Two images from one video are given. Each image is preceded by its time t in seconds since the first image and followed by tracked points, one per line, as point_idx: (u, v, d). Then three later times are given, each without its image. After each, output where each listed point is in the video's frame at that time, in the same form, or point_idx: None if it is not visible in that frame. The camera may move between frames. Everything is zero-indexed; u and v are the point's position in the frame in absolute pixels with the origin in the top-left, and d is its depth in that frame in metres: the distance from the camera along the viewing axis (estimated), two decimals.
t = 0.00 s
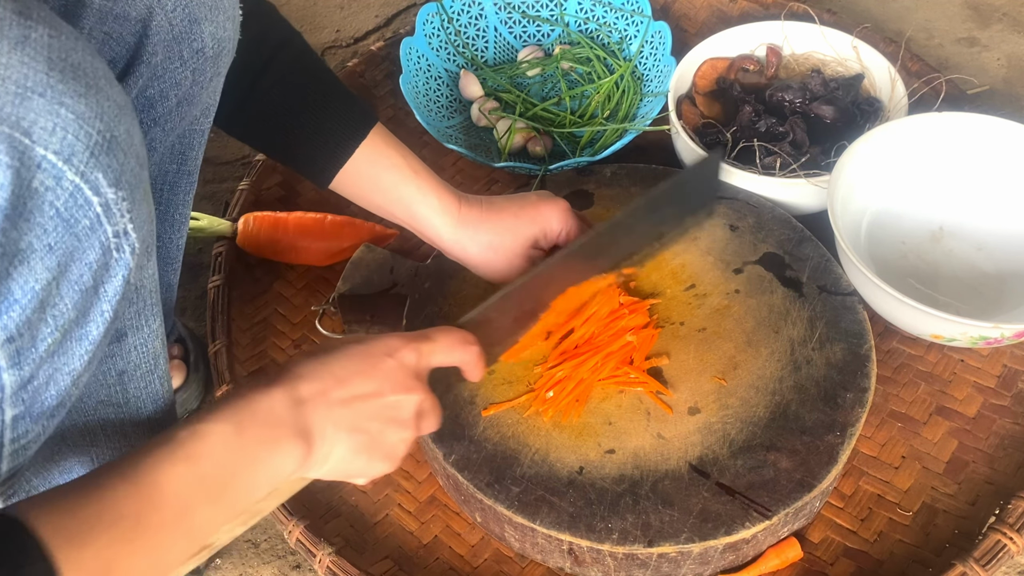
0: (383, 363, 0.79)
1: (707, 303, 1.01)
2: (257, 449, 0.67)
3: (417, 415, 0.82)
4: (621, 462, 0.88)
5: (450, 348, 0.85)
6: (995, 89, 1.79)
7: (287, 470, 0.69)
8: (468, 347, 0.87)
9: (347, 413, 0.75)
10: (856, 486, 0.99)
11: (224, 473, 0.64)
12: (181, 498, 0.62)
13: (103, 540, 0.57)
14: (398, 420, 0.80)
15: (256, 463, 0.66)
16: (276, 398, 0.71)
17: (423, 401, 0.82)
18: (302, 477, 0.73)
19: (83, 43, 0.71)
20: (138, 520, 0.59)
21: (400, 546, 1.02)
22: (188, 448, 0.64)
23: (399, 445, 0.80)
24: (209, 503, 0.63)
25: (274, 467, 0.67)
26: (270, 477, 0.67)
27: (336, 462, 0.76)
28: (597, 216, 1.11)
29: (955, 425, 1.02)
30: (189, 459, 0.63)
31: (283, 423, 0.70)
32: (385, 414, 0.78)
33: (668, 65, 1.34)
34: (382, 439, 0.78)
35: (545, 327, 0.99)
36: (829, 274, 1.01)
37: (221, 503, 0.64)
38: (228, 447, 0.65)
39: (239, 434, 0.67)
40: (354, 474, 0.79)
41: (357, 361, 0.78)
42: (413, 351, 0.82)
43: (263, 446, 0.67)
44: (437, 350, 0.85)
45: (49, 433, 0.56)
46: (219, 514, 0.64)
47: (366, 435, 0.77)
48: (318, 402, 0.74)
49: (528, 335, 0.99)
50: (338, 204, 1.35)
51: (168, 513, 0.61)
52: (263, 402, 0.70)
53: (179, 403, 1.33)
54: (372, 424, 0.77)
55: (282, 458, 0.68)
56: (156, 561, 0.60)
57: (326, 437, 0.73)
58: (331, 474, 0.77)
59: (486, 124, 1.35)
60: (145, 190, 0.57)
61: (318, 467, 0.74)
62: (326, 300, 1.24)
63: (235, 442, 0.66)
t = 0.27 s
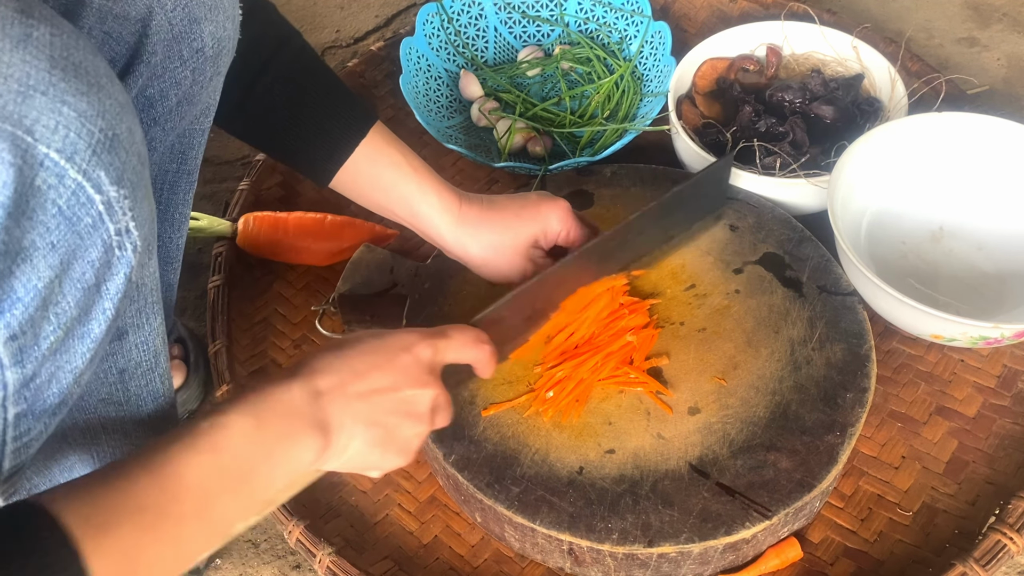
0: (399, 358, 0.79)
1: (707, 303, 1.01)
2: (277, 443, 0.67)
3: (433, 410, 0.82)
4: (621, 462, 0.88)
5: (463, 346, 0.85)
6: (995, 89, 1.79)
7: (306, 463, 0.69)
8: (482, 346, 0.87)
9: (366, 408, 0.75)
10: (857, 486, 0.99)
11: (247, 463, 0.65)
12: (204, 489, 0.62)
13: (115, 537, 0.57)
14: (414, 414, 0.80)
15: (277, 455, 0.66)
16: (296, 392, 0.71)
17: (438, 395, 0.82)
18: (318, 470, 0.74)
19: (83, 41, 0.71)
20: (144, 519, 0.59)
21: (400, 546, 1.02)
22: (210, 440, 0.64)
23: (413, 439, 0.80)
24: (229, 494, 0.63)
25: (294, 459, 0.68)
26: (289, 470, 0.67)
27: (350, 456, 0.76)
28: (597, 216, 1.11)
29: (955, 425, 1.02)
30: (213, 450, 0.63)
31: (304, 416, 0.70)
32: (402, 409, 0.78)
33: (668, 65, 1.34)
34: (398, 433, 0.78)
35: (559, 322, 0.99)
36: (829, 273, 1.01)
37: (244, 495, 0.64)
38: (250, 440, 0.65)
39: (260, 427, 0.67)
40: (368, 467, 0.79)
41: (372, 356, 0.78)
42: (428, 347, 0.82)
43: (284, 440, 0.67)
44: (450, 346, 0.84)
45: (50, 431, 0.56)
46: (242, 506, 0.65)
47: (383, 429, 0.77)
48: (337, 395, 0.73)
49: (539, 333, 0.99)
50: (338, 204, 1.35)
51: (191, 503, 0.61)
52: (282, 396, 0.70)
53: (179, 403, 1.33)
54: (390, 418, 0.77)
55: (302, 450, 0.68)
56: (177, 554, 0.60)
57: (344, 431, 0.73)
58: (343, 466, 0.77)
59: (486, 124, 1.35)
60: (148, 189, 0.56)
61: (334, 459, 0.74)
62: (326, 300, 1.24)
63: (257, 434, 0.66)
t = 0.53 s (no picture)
0: (406, 365, 0.80)
1: (707, 303, 1.01)
2: (287, 445, 0.67)
3: (439, 415, 0.83)
4: (621, 462, 0.88)
5: (468, 352, 0.86)
6: (994, 89, 1.79)
7: (314, 468, 0.69)
8: (487, 352, 0.88)
9: (373, 413, 0.76)
10: (856, 486, 0.99)
11: (259, 466, 0.64)
12: (218, 488, 0.61)
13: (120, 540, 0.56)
14: (421, 420, 0.81)
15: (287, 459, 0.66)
16: (306, 396, 0.71)
17: (444, 401, 0.83)
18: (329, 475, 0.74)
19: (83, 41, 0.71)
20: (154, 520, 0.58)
21: (400, 546, 1.02)
22: (225, 441, 0.64)
23: (419, 445, 0.81)
24: (241, 497, 0.63)
25: (304, 463, 0.68)
26: (299, 473, 0.67)
27: (359, 462, 0.77)
28: (597, 217, 1.11)
29: (955, 425, 1.02)
30: (225, 452, 0.63)
31: (312, 420, 0.70)
32: (409, 415, 0.79)
33: (668, 65, 1.34)
34: (404, 439, 0.79)
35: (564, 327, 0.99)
36: (829, 273, 1.01)
37: (256, 496, 0.64)
38: (262, 442, 0.65)
39: (271, 429, 0.67)
40: (375, 472, 0.80)
41: (382, 363, 0.79)
42: (434, 355, 0.83)
43: (293, 441, 0.67)
44: (456, 353, 0.85)
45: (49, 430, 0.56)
46: (251, 508, 0.64)
47: (390, 435, 0.77)
48: (345, 401, 0.74)
49: (541, 338, 0.99)
50: (338, 204, 1.35)
51: (207, 502, 0.60)
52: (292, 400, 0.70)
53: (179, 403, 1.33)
54: (396, 425, 0.78)
55: (312, 454, 0.68)
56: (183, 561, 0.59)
57: (353, 437, 0.74)
58: (352, 471, 0.78)
59: (486, 124, 1.35)
60: (146, 187, 0.56)
61: (343, 465, 0.75)
62: (326, 300, 1.24)
63: (268, 437, 0.66)
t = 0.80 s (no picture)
0: (408, 371, 0.80)
1: (707, 303, 1.01)
2: (295, 450, 0.68)
3: (444, 421, 0.83)
4: (621, 462, 0.88)
5: (469, 357, 0.85)
6: (994, 89, 1.79)
7: (318, 472, 0.70)
8: (489, 357, 0.86)
9: (375, 418, 0.76)
10: (857, 486, 0.99)
11: (263, 469, 0.65)
12: (224, 490, 0.62)
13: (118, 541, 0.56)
14: (423, 425, 0.80)
15: (292, 462, 0.67)
16: (310, 402, 0.72)
17: (447, 407, 0.83)
18: (332, 479, 0.75)
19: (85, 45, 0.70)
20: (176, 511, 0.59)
21: (400, 546, 1.02)
22: (226, 445, 0.64)
23: (422, 450, 0.81)
24: (246, 501, 0.64)
25: (308, 467, 0.68)
26: (303, 477, 0.68)
27: (362, 466, 0.77)
28: (597, 217, 1.11)
29: (955, 425, 1.02)
30: (229, 456, 0.64)
31: (317, 425, 0.70)
32: (412, 419, 0.79)
33: (668, 65, 1.34)
34: (408, 445, 0.79)
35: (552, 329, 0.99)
36: (829, 274, 1.01)
37: (262, 497, 0.65)
38: (269, 447, 0.66)
39: (277, 434, 0.67)
40: (377, 477, 0.81)
41: (381, 368, 0.79)
42: (436, 359, 0.83)
43: (300, 446, 0.68)
44: (458, 358, 0.84)
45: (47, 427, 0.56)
46: (257, 509, 0.65)
47: (393, 440, 0.78)
48: (349, 406, 0.75)
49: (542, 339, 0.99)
50: (338, 204, 1.35)
51: (213, 504, 0.61)
52: (300, 404, 0.71)
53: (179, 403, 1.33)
54: (399, 429, 0.78)
55: (315, 461, 0.69)
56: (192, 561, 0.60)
57: (356, 441, 0.74)
58: (355, 475, 0.79)
59: (486, 124, 1.35)
60: (144, 187, 0.56)
61: (345, 471, 0.76)
62: (326, 300, 1.24)
63: (274, 441, 0.67)
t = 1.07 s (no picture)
0: (411, 366, 0.80)
1: (707, 303, 1.01)
2: (295, 443, 0.67)
3: (444, 415, 0.83)
4: (621, 462, 0.88)
5: (472, 352, 0.86)
6: (994, 89, 1.79)
7: (323, 466, 0.70)
8: (490, 352, 0.87)
9: (381, 412, 0.76)
10: (857, 486, 0.99)
11: (269, 461, 0.65)
12: (230, 485, 0.62)
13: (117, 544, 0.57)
14: (426, 420, 0.80)
15: (299, 456, 0.67)
16: (314, 395, 0.72)
17: (449, 401, 0.83)
18: (335, 474, 0.74)
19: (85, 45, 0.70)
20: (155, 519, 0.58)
21: (400, 546, 1.02)
22: (234, 437, 0.64)
23: (425, 445, 0.81)
24: (252, 492, 0.63)
25: (313, 461, 0.68)
26: (308, 471, 0.68)
27: (365, 461, 0.77)
28: (597, 217, 1.11)
29: (955, 425, 1.02)
30: (234, 448, 0.64)
31: (321, 419, 0.70)
32: (414, 415, 0.79)
33: (668, 65, 1.34)
34: (410, 440, 0.79)
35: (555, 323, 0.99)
36: (829, 274, 1.01)
37: (267, 491, 0.65)
38: (270, 440, 0.66)
39: (281, 427, 0.67)
40: (380, 471, 0.81)
41: (384, 363, 0.79)
42: (438, 354, 0.83)
43: (304, 438, 0.68)
44: (460, 353, 0.85)
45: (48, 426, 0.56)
46: (262, 503, 0.65)
47: (395, 435, 0.77)
48: (352, 400, 0.74)
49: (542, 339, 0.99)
50: (338, 204, 1.35)
51: (221, 497, 0.61)
52: (300, 399, 0.71)
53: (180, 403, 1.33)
54: (402, 424, 0.78)
55: (321, 453, 0.69)
56: (198, 554, 0.60)
57: (359, 435, 0.74)
58: (358, 470, 0.78)
59: (486, 124, 1.35)
60: (144, 184, 0.56)
61: (349, 465, 0.75)
62: (326, 300, 1.24)
63: (278, 434, 0.66)
